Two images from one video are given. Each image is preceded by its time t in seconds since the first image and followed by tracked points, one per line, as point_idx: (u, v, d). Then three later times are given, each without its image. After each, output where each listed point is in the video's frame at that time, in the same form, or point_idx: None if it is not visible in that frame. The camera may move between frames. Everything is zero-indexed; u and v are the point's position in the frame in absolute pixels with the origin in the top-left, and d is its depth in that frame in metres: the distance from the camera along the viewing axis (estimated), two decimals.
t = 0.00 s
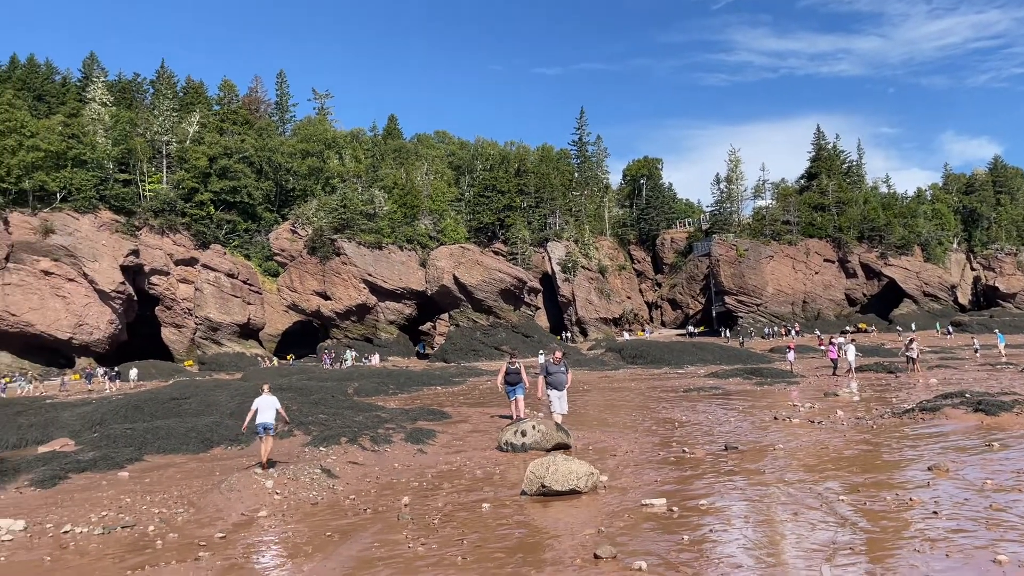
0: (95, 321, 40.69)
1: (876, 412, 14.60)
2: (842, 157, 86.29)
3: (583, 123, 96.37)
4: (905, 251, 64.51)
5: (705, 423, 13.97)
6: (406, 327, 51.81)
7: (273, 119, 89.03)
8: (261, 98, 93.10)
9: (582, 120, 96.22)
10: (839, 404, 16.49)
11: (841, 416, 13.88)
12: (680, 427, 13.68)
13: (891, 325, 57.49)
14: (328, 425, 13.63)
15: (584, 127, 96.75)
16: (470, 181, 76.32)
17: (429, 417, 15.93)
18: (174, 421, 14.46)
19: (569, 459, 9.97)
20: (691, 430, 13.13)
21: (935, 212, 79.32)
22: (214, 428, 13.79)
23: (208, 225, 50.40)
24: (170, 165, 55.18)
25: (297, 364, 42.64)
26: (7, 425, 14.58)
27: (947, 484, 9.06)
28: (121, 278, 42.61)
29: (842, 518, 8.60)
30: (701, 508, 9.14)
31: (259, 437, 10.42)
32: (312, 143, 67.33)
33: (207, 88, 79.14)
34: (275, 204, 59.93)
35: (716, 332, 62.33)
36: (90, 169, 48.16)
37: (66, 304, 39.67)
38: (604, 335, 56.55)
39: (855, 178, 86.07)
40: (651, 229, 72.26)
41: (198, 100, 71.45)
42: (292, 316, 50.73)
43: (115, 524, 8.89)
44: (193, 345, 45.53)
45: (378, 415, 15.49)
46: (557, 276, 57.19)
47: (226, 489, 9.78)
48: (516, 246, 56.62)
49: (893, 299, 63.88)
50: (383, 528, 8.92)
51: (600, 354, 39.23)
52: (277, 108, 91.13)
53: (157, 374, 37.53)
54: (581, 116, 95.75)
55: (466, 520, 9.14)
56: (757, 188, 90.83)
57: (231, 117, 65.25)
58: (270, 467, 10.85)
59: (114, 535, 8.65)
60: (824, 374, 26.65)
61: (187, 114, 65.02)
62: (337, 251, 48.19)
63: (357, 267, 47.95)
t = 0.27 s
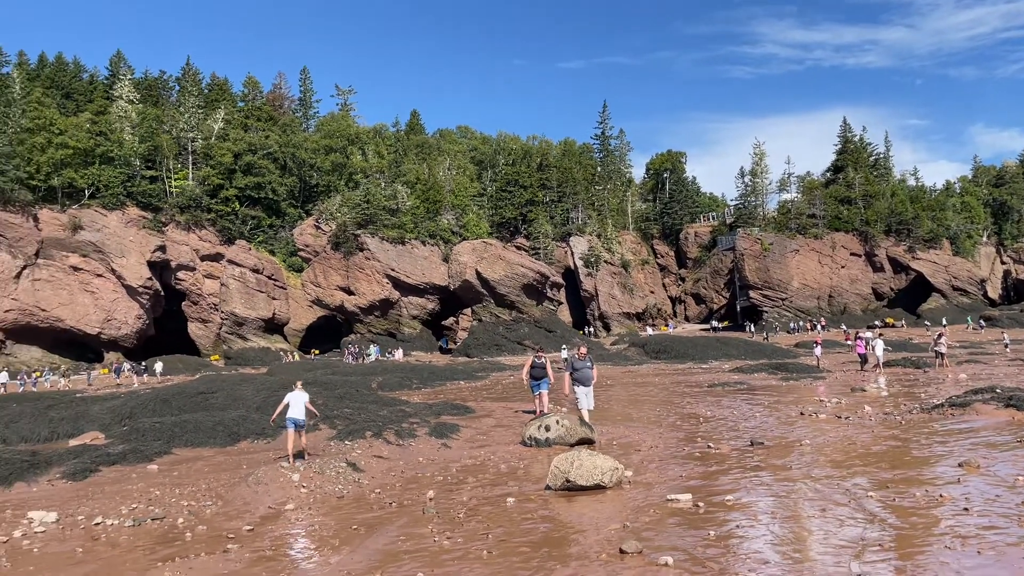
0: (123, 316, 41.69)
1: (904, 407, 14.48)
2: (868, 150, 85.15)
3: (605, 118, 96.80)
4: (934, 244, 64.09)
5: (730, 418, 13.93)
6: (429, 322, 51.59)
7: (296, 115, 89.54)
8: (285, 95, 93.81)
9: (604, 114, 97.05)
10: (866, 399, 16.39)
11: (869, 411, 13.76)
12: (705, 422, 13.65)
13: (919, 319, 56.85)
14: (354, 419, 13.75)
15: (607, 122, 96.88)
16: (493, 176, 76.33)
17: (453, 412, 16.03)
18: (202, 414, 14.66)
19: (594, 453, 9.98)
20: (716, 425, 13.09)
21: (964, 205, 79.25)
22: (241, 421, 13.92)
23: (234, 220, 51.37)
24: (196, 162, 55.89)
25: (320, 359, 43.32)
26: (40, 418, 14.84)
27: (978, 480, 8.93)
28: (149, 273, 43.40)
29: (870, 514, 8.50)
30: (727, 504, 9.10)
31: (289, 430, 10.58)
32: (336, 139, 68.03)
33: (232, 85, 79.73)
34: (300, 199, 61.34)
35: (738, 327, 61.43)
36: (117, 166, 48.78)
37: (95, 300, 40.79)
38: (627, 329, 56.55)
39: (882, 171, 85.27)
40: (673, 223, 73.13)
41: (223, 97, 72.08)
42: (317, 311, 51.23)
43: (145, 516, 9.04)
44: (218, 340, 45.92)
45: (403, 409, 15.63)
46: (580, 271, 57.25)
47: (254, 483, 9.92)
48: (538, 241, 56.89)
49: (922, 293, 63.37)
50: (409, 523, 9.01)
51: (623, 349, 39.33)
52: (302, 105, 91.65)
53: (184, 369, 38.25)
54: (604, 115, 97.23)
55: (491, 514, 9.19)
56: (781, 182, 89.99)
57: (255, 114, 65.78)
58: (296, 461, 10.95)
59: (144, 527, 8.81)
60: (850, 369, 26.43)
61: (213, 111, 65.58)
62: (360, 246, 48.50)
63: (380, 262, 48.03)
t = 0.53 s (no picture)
0: (153, 312, 42.77)
1: (936, 403, 14.28)
2: (898, 143, 83.69)
3: (631, 112, 96.36)
4: (966, 238, 63.48)
5: (758, 414, 13.84)
6: (453, 317, 51.44)
7: (322, 112, 89.93)
8: (311, 92, 94.37)
9: (630, 108, 96.71)
10: (897, 394, 16.19)
11: (899, 407, 13.60)
12: (732, 417, 13.56)
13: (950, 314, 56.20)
14: (380, 414, 13.82)
15: (632, 116, 96.46)
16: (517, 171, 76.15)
17: (478, 406, 16.07)
18: (231, 408, 14.84)
19: (621, 449, 9.94)
20: (744, 420, 13.00)
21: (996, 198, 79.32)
22: (269, 415, 14.05)
23: (261, 217, 52.58)
24: (223, 159, 56.66)
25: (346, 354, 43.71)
26: (74, 411, 15.10)
27: (1012, 477, 8.79)
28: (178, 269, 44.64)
29: (901, 511, 8.40)
30: (755, 499, 9.06)
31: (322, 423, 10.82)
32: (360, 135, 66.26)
33: (258, 82, 79.85)
34: (326, 196, 61.71)
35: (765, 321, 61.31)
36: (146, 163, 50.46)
37: (126, 295, 41.76)
38: (653, 324, 56.38)
39: (912, 164, 84.14)
40: (700, 218, 71.70)
41: (250, 95, 72.35)
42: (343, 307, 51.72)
43: (177, 508, 9.19)
44: (246, 335, 46.91)
45: (428, 404, 15.70)
46: (605, 267, 56.96)
47: (283, 476, 10.04)
48: (563, 236, 56.98)
49: (952, 288, 62.88)
50: (436, 516, 9.08)
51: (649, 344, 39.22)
52: (328, 102, 91.85)
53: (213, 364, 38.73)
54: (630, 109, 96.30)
55: (518, 509, 9.23)
56: (810, 176, 89.26)
57: (282, 111, 66.15)
58: (324, 455, 11.05)
59: (176, 519, 8.95)
60: (880, 364, 26.11)
61: (240, 108, 65.96)
62: (385, 242, 48.65)
63: (406, 258, 48.13)
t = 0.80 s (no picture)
0: (185, 308, 43.66)
1: (971, 400, 14.06)
2: (930, 136, 82.56)
3: (658, 105, 96.01)
4: (999, 232, 63.70)
5: (788, 410, 13.75)
6: (480, 313, 51.93)
7: (350, 109, 90.19)
8: (338, 90, 94.86)
9: (657, 102, 96.37)
10: (930, 391, 15.98)
11: (933, 404, 13.41)
12: (762, 414, 13.49)
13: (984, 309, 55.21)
14: (408, 409, 13.93)
15: (659, 110, 96.00)
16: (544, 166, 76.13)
17: (505, 402, 16.12)
18: (261, 404, 15.01)
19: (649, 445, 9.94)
20: (773, 417, 12.92)
21: None
22: (298, 410, 14.19)
23: (289, 214, 53.73)
24: (252, 156, 57.35)
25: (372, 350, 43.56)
26: (109, 405, 15.41)
27: None
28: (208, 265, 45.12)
29: (935, 509, 8.27)
30: (786, 496, 8.99)
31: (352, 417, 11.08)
32: (387, 131, 64.75)
33: (287, 80, 80.12)
34: (354, 193, 62.01)
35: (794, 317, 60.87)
36: (177, 161, 51.64)
37: (157, 292, 42.67)
38: (680, 321, 55.31)
39: (945, 157, 82.92)
40: (728, 212, 71.08)
41: (278, 92, 72.63)
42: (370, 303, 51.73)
43: (210, 501, 9.36)
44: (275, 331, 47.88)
45: (456, 400, 15.78)
46: (631, 262, 56.13)
47: (312, 470, 10.18)
48: (589, 232, 57.20)
49: (986, 284, 61.82)
50: (464, 511, 9.16)
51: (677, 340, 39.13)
52: (354, 99, 92.12)
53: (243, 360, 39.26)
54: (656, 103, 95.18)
55: (546, 504, 9.27)
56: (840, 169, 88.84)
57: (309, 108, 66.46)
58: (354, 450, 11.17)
59: (209, 512, 9.12)
60: (913, 360, 25.75)
61: (268, 105, 66.35)
62: (412, 238, 49.01)
63: (432, 254, 48.46)
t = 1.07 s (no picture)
0: (216, 305, 44.26)
1: (1008, 398, 13.82)
2: (964, 130, 81.31)
3: (685, 101, 95.47)
4: None
5: (818, 408, 13.64)
6: (507, 310, 52.17)
7: (377, 106, 90.61)
8: (366, 88, 95.42)
9: (685, 98, 95.82)
10: (965, 389, 15.74)
11: (967, 402, 13.22)
12: (792, 411, 13.42)
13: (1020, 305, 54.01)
14: (436, 405, 14.03)
15: (687, 106, 95.39)
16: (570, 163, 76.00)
17: (533, 399, 16.15)
18: (291, 400, 15.19)
19: (677, 442, 9.91)
20: (804, 415, 12.83)
21: None
22: (328, 406, 14.31)
23: (318, 211, 53.12)
24: (282, 155, 57.83)
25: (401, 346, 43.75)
26: (143, 401, 15.69)
27: None
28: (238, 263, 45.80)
29: (970, 508, 8.14)
30: (817, 494, 8.91)
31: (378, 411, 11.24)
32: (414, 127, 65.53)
33: (315, 79, 80.40)
34: (381, 190, 61.04)
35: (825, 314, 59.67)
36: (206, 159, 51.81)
37: (190, 289, 43.43)
38: (708, 317, 55.35)
39: (979, 150, 81.57)
40: (757, 208, 69.92)
41: (307, 91, 73.05)
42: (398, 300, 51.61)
43: (242, 496, 9.49)
44: (305, 327, 48.17)
45: (484, 396, 15.85)
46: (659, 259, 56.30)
47: (342, 466, 10.29)
48: (616, 228, 57.15)
49: None
50: (493, 507, 9.21)
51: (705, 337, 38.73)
52: (382, 97, 92.41)
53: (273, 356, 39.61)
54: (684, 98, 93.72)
55: (574, 501, 9.29)
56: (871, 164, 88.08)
57: (337, 107, 66.69)
58: (383, 446, 11.26)
59: (241, 506, 9.25)
60: (947, 358, 25.36)
61: (297, 104, 66.76)
62: (439, 235, 49.53)
63: (459, 251, 48.95)
